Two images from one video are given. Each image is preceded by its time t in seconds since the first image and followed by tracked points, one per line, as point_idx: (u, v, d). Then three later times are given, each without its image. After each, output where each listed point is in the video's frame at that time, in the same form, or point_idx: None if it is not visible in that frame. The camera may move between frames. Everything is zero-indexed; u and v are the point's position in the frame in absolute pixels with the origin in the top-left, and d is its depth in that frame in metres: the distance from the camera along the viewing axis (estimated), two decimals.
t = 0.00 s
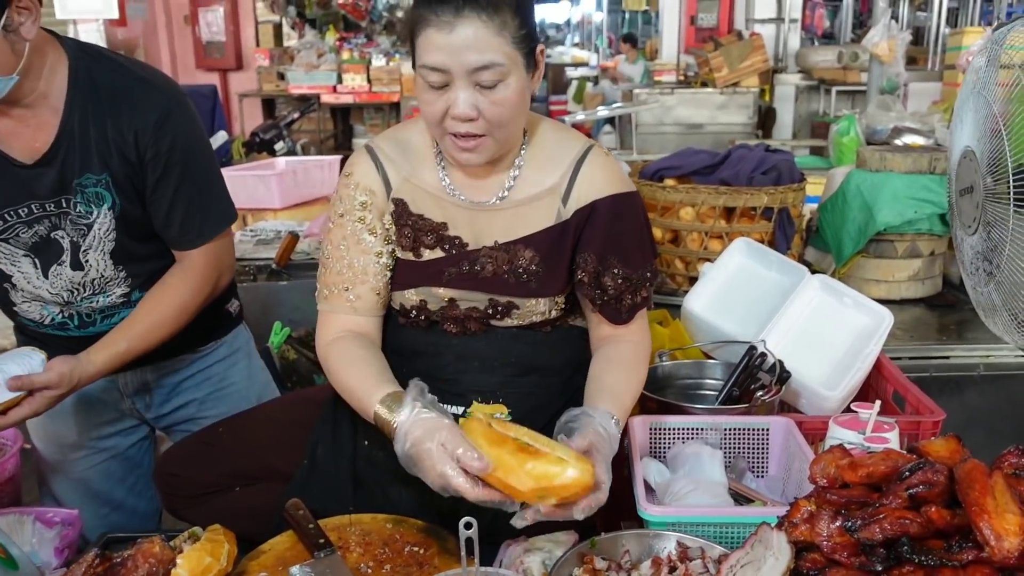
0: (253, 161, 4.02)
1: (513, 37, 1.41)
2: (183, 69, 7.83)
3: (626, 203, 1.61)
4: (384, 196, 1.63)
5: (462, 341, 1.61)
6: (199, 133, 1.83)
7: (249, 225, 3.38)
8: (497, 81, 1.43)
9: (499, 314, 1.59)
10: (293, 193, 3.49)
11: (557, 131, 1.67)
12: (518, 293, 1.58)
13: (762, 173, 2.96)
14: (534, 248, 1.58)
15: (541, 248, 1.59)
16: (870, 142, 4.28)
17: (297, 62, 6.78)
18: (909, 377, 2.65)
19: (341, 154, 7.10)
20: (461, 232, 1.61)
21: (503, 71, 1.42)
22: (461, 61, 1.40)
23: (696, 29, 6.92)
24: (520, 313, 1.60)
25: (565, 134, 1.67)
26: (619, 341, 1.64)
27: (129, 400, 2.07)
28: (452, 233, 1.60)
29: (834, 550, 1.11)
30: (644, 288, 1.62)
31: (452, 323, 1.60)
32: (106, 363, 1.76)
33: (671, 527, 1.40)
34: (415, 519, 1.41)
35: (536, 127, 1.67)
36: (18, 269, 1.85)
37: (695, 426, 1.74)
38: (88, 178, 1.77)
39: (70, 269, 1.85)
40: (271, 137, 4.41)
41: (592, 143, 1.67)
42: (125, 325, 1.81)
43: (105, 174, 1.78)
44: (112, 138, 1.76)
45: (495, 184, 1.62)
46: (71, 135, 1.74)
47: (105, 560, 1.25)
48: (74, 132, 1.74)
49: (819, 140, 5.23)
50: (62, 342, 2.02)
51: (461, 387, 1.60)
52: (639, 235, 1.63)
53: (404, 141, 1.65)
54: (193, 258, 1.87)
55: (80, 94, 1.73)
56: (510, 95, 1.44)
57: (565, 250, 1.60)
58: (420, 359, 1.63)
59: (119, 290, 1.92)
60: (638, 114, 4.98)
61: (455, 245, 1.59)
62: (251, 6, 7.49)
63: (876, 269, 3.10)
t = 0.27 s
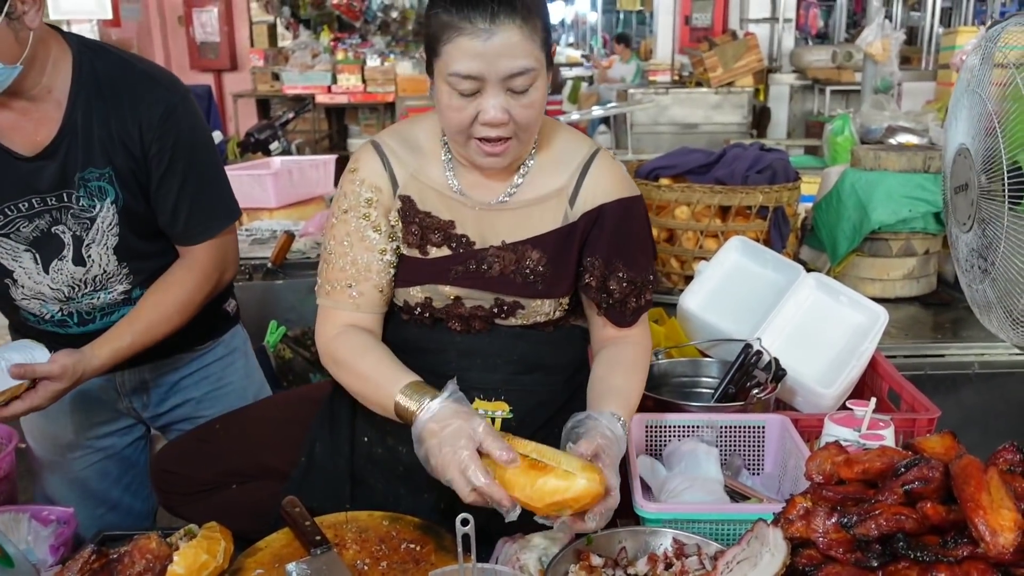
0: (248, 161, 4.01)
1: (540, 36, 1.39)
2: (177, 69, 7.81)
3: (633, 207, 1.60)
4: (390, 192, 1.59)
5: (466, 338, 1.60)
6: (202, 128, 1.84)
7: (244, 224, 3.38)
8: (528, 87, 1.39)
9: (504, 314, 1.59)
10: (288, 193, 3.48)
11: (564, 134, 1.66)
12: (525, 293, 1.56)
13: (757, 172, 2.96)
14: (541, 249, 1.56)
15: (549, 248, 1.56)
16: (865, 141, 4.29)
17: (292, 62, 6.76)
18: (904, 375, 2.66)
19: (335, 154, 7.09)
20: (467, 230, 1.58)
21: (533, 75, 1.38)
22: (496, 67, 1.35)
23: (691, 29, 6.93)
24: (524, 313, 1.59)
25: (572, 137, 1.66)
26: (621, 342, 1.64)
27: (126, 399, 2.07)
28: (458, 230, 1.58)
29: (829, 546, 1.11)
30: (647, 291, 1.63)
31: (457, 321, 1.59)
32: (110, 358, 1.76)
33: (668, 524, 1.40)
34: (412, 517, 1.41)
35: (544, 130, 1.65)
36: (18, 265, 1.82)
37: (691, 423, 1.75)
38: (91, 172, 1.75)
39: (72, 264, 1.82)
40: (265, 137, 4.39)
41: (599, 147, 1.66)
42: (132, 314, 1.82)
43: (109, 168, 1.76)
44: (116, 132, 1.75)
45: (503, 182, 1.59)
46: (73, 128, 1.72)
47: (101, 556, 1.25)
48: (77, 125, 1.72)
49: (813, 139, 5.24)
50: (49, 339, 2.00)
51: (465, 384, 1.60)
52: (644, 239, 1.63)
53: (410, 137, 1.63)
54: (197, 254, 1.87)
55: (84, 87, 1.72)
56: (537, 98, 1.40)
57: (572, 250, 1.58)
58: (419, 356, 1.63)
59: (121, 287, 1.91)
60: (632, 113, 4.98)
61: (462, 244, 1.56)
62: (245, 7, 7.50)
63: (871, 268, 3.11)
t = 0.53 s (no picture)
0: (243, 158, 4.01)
1: (548, 36, 1.39)
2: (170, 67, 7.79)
3: (634, 207, 1.62)
4: (392, 189, 1.60)
5: (467, 337, 1.61)
6: (202, 120, 1.84)
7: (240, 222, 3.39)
8: (535, 87, 1.39)
9: (505, 313, 1.59)
10: (283, 190, 3.49)
11: (564, 131, 1.66)
12: (526, 293, 1.57)
13: (751, 167, 2.98)
14: (543, 248, 1.57)
15: (550, 248, 1.57)
16: (858, 134, 4.31)
17: (286, 59, 6.75)
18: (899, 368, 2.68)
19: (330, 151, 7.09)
20: (469, 229, 1.59)
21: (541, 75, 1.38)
22: (506, 68, 1.35)
23: (685, 24, 6.94)
24: (525, 312, 1.60)
25: (575, 136, 1.66)
26: (620, 338, 1.66)
27: (134, 395, 2.07)
28: (460, 229, 1.58)
29: (825, 536, 1.12)
30: (649, 289, 1.64)
31: (458, 319, 1.60)
32: (102, 350, 1.73)
33: (665, 516, 1.41)
34: (411, 511, 1.42)
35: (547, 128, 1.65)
36: (22, 257, 1.85)
37: (686, 417, 1.77)
38: (91, 163, 1.77)
39: (74, 256, 1.84)
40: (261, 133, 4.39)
41: (601, 147, 1.67)
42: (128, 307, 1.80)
43: (109, 160, 1.77)
44: (116, 124, 1.76)
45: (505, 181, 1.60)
46: (75, 118, 1.74)
47: (105, 550, 1.25)
48: (77, 116, 1.74)
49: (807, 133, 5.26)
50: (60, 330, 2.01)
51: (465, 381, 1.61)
52: (643, 237, 1.65)
53: (412, 133, 1.63)
54: (197, 249, 1.87)
55: (86, 78, 1.73)
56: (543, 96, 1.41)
57: (574, 250, 1.60)
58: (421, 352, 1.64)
59: (123, 281, 1.92)
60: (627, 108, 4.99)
61: (465, 243, 1.57)
62: (238, 3, 7.49)
63: (865, 261, 3.13)
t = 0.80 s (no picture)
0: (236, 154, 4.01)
1: (543, 36, 1.40)
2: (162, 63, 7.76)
3: (625, 202, 1.63)
4: (386, 187, 1.60)
5: (461, 334, 1.62)
6: (210, 109, 1.83)
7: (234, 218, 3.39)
8: (530, 86, 1.40)
9: (499, 310, 1.60)
10: (276, 186, 3.49)
11: (557, 127, 1.67)
12: (520, 290, 1.58)
13: (743, 161, 2.99)
14: (537, 245, 1.57)
15: (543, 245, 1.58)
16: (850, 128, 4.33)
17: (279, 55, 6.73)
18: (890, 361, 2.69)
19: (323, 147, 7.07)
20: (463, 227, 1.59)
21: (536, 74, 1.39)
22: (502, 68, 1.36)
23: (678, 18, 6.94)
24: (518, 309, 1.61)
25: (566, 131, 1.67)
26: (610, 331, 1.67)
27: (137, 390, 2.08)
28: (454, 228, 1.59)
29: (814, 527, 1.14)
30: (640, 284, 1.65)
31: (453, 317, 1.61)
32: (86, 333, 1.73)
33: (656, 508, 1.42)
34: (404, 505, 1.43)
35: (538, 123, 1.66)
36: (26, 236, 1.88)
37: (678, 410, 1.78)
38: (94, 144, 1.78)
39: (75, 237, 1.86)
40: (254, 129, 4.38)
41: (593, 142, 1.68)
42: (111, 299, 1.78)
43: (111, 142, 1.79)
44: (121, 107, 1.77)
45: (497, 179, 1.61)
46: (82, 99, 1.76)
47: (100, 546, 1.26)
48: (84, 95, 1.76)
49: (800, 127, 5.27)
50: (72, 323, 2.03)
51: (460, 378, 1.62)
52: (635, 232, 1.65)
53: (405, 131, 1.64)
54: (191, 239, 1.84)
55: (95, 60, 1.75)
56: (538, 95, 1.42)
57: (566, 247, 1.61)
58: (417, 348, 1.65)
59: (123, 267, 1.92)
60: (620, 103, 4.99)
61: (459, 241, 1.57)
62: None
63: (856, 255, 3.14)
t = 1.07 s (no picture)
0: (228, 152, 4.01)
1: (530, 34, 1.40)
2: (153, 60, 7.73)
3: (612, 196, 1.63)
4: (374, 184, 1.61)
5: (450, 331, 1.63)
6: (215, 101, 1.84)
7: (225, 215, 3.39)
8: (518, 83, 1.40)
9: (488, 306, 1.61)
10: (268, 183, 3.49)
11: (545, 123, 1.67)
12: (508, 286, 1.59)
13: (733, 156, 3.00)
14: (524, 241, 1.58)
15: (531, 241, 1.59)
16: (841, 124, 4.34)
17: (270, 52, 6.72)
18: (879, 355, 2.71)
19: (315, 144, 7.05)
20: (451, 224, 1.60)
21: (523, 71, 1.39)
22: (490, 66, 1.36)
23: (669, 15, 6.95)
24: (507, 305, 1.62)
25: (552, 125, 1.67)
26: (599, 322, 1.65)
27: (134, 386, 2.08)
28: (443, 225, 1.59)
29: (800, 518, 1.15)
30: (630, 277, 1.65)
31: (442, 314, 1.62)
32: (71, 315, 1.71)
33: (645, 501, 1.43)
34: (395, 499, 1.44)
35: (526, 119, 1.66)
36: (25, 216, 1.88)
37: (668, 404, 1.79)
38: (98, 127, 1.79)
39: (73, 218, 1.86)
40: (246, 126, 4.37)
41: (580, 137, 1.68)
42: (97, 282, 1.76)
43: (114, 126, 1.80)
44: (126, 93, 1.78)
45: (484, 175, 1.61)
46: (89, 82, 1.78)
47: (89, 540, 1.28)
48: (91, 79, 1.77)
49: (791, 123, 5.28)
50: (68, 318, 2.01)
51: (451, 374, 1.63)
52: (623, 226, 1.65)
53: (392, 127, 1.63)
54: (187, 229, 1.83)
55: (106, 47, 1.77)
56: (525, 92, 1.42)
57: (554, 243, 1.61)
58: (409, 344, 1.65)
59: (120, 252, 1.92)
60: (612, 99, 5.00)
61: (447, 238, 1.58)
62: None
63: (846, 250, 3.16)
